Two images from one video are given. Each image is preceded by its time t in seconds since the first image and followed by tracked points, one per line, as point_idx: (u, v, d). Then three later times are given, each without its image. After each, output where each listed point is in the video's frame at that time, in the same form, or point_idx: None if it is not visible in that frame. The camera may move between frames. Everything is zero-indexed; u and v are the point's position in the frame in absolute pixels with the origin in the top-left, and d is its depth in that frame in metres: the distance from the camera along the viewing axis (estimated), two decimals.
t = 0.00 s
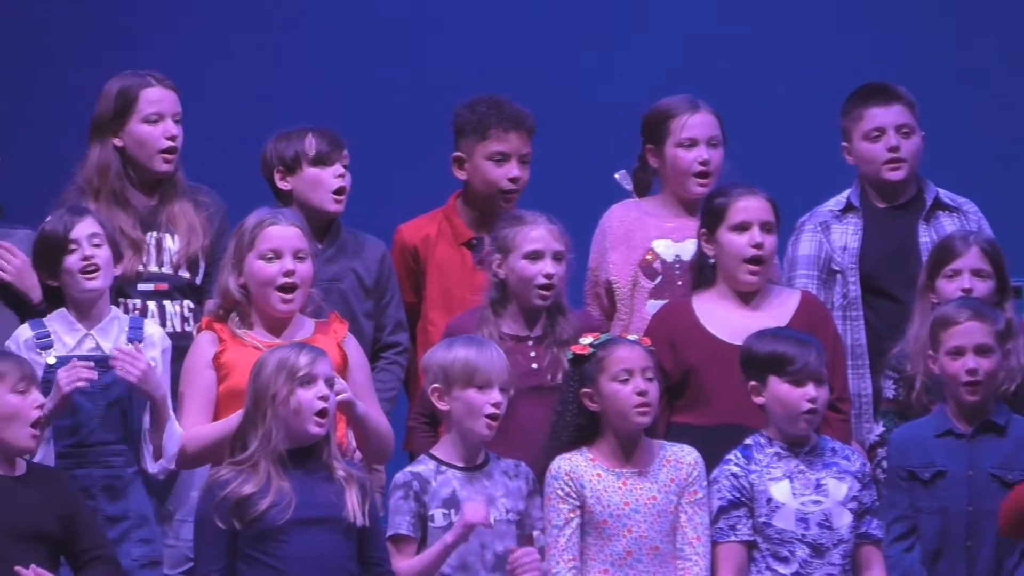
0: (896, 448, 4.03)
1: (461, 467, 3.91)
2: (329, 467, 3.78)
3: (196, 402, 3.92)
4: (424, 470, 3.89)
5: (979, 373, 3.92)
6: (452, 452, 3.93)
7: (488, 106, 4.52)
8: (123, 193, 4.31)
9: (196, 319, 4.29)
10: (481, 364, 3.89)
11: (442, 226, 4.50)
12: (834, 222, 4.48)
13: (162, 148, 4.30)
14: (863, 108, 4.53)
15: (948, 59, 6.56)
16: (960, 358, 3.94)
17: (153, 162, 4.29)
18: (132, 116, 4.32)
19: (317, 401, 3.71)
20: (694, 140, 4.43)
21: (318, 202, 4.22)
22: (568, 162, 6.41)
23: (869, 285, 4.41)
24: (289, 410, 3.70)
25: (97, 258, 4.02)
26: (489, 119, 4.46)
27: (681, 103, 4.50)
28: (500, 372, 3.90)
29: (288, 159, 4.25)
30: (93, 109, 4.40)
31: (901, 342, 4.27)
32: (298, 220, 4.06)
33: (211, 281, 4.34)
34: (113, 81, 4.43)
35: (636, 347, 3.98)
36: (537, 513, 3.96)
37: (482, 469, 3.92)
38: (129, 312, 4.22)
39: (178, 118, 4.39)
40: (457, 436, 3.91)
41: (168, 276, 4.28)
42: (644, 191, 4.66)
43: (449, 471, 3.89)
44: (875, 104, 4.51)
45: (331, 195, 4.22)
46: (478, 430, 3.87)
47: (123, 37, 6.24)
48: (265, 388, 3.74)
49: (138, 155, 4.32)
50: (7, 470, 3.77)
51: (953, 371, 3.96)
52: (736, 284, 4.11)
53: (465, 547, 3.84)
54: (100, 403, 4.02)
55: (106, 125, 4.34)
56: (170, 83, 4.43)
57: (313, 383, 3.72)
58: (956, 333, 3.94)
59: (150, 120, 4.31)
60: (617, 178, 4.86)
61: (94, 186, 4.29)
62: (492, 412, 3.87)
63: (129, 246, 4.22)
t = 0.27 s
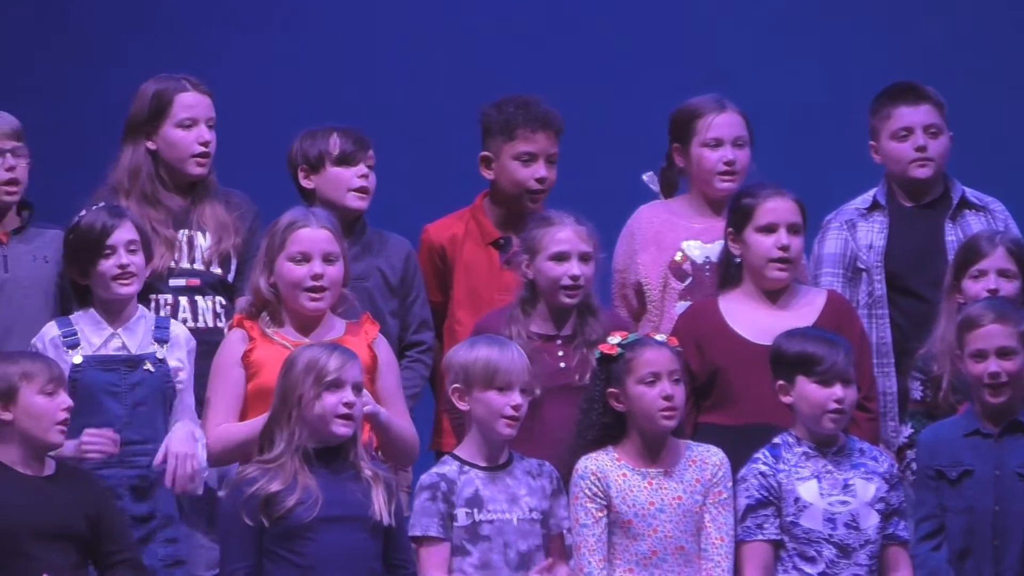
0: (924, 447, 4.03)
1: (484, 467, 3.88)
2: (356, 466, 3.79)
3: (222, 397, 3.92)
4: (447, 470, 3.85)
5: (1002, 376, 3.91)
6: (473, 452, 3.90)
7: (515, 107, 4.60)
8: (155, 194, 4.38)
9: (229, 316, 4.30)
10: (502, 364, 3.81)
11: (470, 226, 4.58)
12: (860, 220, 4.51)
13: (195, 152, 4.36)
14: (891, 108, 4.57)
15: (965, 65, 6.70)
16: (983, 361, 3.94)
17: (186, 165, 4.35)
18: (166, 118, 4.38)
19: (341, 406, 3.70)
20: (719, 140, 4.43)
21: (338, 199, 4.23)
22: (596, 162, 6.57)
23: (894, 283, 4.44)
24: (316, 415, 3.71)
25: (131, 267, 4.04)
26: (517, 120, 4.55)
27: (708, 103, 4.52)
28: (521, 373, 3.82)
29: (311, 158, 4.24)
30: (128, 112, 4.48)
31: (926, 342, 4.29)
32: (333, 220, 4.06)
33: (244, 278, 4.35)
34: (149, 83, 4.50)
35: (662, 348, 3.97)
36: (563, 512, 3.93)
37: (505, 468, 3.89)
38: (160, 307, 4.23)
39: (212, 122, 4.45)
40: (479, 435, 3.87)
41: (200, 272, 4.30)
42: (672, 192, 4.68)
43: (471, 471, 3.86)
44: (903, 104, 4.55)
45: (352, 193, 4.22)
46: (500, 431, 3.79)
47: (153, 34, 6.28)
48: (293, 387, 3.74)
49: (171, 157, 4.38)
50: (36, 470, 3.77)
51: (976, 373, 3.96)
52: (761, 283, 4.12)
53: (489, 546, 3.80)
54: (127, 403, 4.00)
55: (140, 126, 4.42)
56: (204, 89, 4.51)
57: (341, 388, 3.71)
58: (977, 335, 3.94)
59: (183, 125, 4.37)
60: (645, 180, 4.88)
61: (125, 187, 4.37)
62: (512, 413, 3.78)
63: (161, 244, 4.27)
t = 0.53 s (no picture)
0: (942, 449, 4.03)
1: (499, 469, 3.88)
2: (373, 468, 3.79)
3: (241, 399, 3.93)
4: (461, 472, 3.86)
5: (1013, 380, 3.89)
6: (490, 454, 3.90)
7: (534, 108, 4.65)
8: (178, 193, 4.40)
9: (250, 315, 4.31)
10: (518, 365, 3.76)
11: (489, 227, 4.61)
12: (878, 223, 4.54)
13: (218, 151, 4.38)
14: (910, 109, 4.60)
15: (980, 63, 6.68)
16: (994, 365, 3.93)
17: (209, 166, 4.37)
18: (189, 118, 4.40)
19: (359, 414, 3.71)
20: (732, 142, 4.42)
21: (355, 201, 4.23)
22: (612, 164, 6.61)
23: (912, 285, 4.47)
24: (333, 424, 3.71)
25: (151, 274, 4.03)
26: (535, 121, 4.59)
27: (723, 105, 4.52)
28: (538, 374, 3.77)
29: (330, 159, 4.25)
30: (153, 112, 4.51)
31: (945, 342, 4.27)
32: (354, 222, 4.05)
33: (266, 278, 4.37)
34: (174, 83, 4.53)
35: (682, 350, 3.98)
36: (580, 515, 3.96)
37: (520, 471, 3.89)
38: (180, 308, 4.24)
39: (236, 122, 4.47)
40: (495, 437, 3.88)
41: (221, 272, 4.31)
42: (688, 195, 4.67)
43: (486, 473, 3.86)
44: (923, 105, 4.58)
45: (368, 195, 4.22)
46: (516, 432, 3.73)
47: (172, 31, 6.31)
48: (311, 391, 3.74)
49: (194, 157, 4.39)
50: (53, 471, 3.78)
51: (988, 377, 3.94)
52: (781, 280, 4.13)
53: (501, 549, 3.82)
54: (146, 404, 4.00)
55: (164, 126, 4.45)
56: (228, 88, 4.52)
57: (358, 397, 3.72)
58: (990, 338, 3.92)
59: (208, 123, 4.40)
60: (665, 180, 4.88)
61: (149, 186, 4.39)
62: (529, 414, 3.73)
63: (183, 244, 4.27)
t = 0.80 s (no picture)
0: (953, 451, 4.04)
1: (512, 471, 3.89)
2: (388, 471, 3.80)
3: (255, 399, 3.95)
4: (474, 474, 3.87)
5: (1013, 388, 3.90)
6: (503, 456, 3.91)
7: (547, 111, 4.71)
8: (195, 192, 4.44)
9: (263, 319, 4.33)
10: (531, 366, 3.76)
11: (504, 230, 4.65)
12: (894, 225, 4.59)
13: (236, 148, 4.43)
14: (926, 110, 4.64)
15: (984, 68, 6.78)
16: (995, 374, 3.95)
17: (227, 162, 4.42)
18: (207, 115, 4.46)
19: (372, 420, 3.72)
20: (741, 146, 4.43)
21: (370, 203, 4.22)
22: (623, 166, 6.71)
23: (928, 287, 4.51)
24: (347, 429, 3.72)
25: (165, 278, 4.05)
26: (550, 124, 4.64)
27: (734, 108, 4.53)
28: (552, 375, 3.77)
29: (345, 161, 4.25)
30: (173, 109, 4.56)
31: (958, 346, 4.30)
32: (373, 224, 4.05)
33: (279, 281, 4.40)
34: (194, 82, 4.59)
35: (697, 353, 4.02)
36: (594, 517, 3.97)
37: (533, 473, 3.89)
38: (193, 311, 4.28)
39: (254, 120, 4.52)
40: (507, 439, 3.88)
41: (234, 275, 4.34)
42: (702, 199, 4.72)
43: (499, 475, 3.87)
44: (938, 107, 4.62)
45: (383, 198, 4.21)
46: (529, 433, 3.73)
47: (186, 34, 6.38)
48: (325, 395, 3.75)
49: (212, 154, 4.44)
50: (66, 473, 3.79)
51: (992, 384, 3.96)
52: (796, 284, 4.19)
53: (512, 552, 3.81)
54: (159, 406, 4.01)
55: (183, 124, 4.50)
56: (247, 86, 4.58)
57: (372, 402, 3.72)
58: (991, 347, 3.96)
59: (226, 121, 4.45)
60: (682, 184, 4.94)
61: (168, 183, 4.44)
62: (541, 415, 3.72)
63: (196, 245, 4.30)
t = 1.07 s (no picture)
0: (967, 456, 4.09)
1: (533, 475, 3.90)
2: (407, 475, 3.81)
3: (276, 399, 3.97)
4: (494, 478, 3.88)
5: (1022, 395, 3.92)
6: (525, 460, 3.92)
7: (565, 116, 4.72)
8: (212, 196, 4.46)
9: (280, 325, 4.35)
10: (553, 370, 3.79)
11: (523, 234, 4.67)
12: (916, 229, 4.61)
13: (252, 152, 4.44)
14: (948, 115, 4.63)
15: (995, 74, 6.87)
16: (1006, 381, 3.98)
17: (244, 166, 4.43)
18: (224, 119, 4.47)
19: (390, 422, 3.72)
20: (758, 151, 4.47)
21: (393, 206, 4.24)
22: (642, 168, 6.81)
23: (950, 291, 4.52)
24: (365, 432, 3.72)
25: (178, 283, 4.02)
26: (567, 129, 4.65)
27: (753, 113, 4.55)
28: (574, 380, 3.80)
29: (366, 165, 4.26)
30: (190, 113, 4.58)
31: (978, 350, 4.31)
32: (400, 227, 4.08)
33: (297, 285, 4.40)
34: (211, 86, 4.60)
35: (716, 358, 4.04)
36: (615, 521, 3.95)
37: (555, 477, 3.90)
38: (211, 317, 4.29)
39: (270, 123, 4.53)
40: (529, 442, 3.90)
41: (252, 280, 4.35)
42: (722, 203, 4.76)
43: (520, 478, 3.88)
44: (961, 111, 4.61)
45: (406, 201, 4.23)
46: (550, 437, 3.76)
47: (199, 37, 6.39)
48: (344, 399, 3.76)
49: (229, 158, 4.46)
50: (86, 475, 3.79)
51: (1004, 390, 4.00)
52: (817, 284, 4.24)
53: (532, 555, 3.82)
54: (169, 410, 3.98)
55: (200, 128, 4.52)
56: (263, 89, 4.60)
57: (391, 404, 3.73)
58: (1000, 353, 3.98)
59: (242, 124, 4.46)
60: (703, 190, 4.99)
61: (185, 188, 4.47)
62: (563, 420, 3.76)
63: (213, 251, 4.32)
